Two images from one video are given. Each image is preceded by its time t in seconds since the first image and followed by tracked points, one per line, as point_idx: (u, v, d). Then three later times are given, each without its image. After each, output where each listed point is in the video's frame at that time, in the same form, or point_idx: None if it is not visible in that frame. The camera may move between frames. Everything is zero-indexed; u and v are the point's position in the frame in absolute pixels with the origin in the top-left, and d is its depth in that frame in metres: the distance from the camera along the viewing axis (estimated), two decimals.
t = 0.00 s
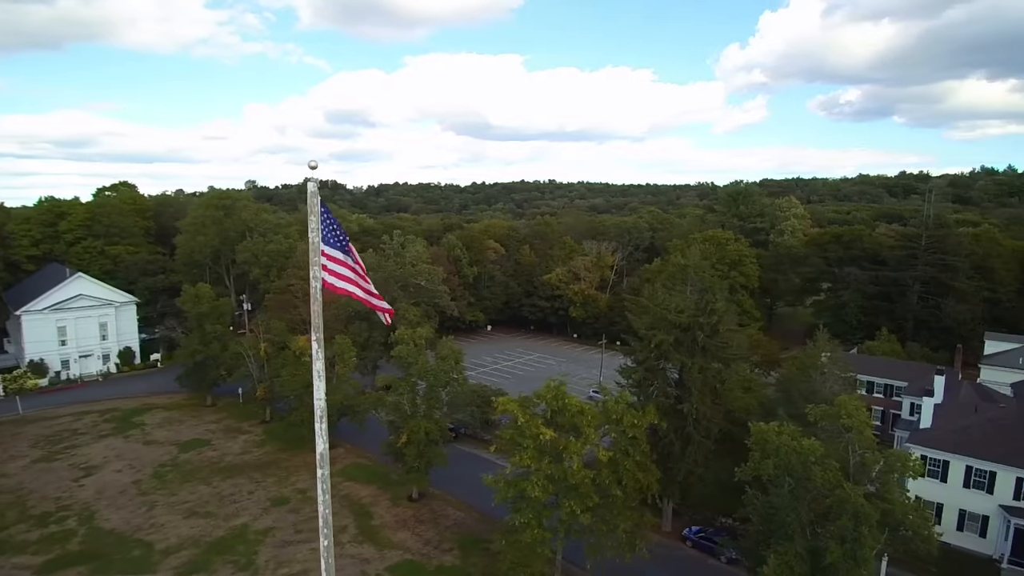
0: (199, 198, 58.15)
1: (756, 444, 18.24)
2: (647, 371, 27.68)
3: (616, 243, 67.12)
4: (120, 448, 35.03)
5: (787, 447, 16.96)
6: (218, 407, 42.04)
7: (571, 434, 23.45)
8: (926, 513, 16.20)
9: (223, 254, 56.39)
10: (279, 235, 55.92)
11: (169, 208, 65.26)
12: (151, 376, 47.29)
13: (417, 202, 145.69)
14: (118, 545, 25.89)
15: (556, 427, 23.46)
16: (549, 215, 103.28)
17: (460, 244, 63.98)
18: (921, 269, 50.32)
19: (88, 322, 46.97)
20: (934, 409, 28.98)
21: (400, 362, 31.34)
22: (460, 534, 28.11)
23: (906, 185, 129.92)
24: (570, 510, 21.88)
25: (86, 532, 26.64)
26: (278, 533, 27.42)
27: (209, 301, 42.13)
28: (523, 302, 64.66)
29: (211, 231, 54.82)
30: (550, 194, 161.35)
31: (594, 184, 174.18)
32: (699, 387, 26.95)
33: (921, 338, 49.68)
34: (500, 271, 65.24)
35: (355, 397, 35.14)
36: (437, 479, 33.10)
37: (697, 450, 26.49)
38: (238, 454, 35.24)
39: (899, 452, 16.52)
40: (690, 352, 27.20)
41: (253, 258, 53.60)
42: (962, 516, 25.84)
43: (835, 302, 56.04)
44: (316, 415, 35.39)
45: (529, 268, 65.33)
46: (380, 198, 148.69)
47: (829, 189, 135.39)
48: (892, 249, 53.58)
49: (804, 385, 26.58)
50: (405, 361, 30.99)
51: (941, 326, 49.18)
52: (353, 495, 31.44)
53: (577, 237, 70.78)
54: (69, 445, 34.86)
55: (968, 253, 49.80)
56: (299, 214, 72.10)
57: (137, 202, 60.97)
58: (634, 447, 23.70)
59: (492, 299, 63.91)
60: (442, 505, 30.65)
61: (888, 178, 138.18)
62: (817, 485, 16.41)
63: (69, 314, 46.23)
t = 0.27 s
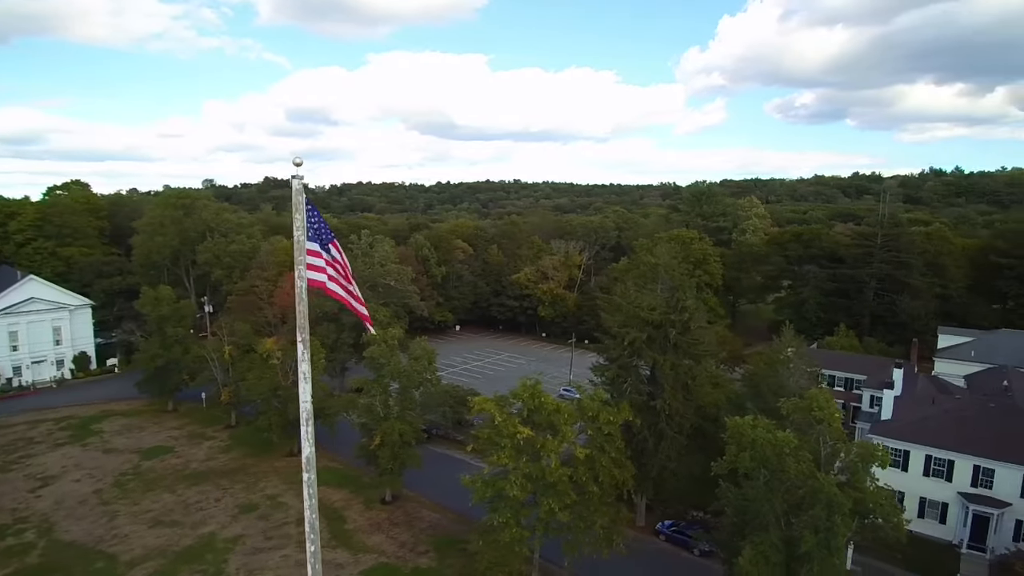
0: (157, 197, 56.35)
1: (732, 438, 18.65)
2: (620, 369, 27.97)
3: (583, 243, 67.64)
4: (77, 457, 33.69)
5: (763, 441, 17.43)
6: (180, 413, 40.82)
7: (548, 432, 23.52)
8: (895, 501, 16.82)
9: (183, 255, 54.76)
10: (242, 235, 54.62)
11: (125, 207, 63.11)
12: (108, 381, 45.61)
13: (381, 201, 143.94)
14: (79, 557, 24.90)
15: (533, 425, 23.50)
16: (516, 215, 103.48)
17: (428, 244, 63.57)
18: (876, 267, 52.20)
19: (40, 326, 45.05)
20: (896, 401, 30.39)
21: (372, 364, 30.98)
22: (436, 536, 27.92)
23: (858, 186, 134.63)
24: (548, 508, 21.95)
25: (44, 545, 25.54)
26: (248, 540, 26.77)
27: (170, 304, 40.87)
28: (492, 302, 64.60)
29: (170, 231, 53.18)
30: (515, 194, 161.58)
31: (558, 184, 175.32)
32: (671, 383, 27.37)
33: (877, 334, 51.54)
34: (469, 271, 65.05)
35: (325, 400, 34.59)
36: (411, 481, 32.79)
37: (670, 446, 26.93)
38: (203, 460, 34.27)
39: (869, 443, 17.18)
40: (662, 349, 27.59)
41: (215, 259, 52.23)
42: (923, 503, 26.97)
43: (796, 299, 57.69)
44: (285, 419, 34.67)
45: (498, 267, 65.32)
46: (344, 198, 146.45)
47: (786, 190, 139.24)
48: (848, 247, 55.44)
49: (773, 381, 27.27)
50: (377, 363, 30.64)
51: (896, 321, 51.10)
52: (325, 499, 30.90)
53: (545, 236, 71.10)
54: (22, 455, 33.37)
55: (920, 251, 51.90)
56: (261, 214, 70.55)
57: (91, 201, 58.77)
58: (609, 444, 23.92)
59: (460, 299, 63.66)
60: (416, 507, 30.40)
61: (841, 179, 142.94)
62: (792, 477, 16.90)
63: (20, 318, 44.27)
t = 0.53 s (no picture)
0: (112, 196, 54.35)
1: (709, 433, 18.96)
2: (594, 367, 28.18)
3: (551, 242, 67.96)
4: (31, 467, 32.24)
5: (741, 436, 17.73)
6: (141, 420, 39.46)
7: (526, 431, 23.53)
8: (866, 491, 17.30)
9: (140, 256, 52.97)
10: (202, 235, 53.14)
11: (77, 206, 60.71)
12: (62, 388, 43.78)
13: (343, 201, 141.72)
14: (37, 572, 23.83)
15: (510, 424, 23.49)
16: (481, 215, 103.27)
17: (395, 243, 62.92)
18: (834, 264, 53.89)
19: None
20: (858, 394, 31.54)
21: (343, 365, 30.50)
22: (411, 538, 27.66)
23: (814, 187, 138.75)
24: (526, 506, 21.98)
25: None
26: (217, 548, 26.05)
27: (128, 307, 39.46)
28: (460, 302, 64.34)
29: (126, 231, 51.37)
30: (480, 193, 161.26)
31: (522, 183, 175.88)
32: (644, 380, 27.71)
33: (836, 329, 53.21)
34: (436, 271, 64.65)
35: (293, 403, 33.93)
36: (385, 484, 32.43)
37: (644, 442, 27.30)
38: (166, 468, 33.20)
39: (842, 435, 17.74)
40: (635, 346, 27.90)
41: (175, 260, 50.71)
42: (885, 492, 28.13)
43: (758, 296, 59.13)
44: (252, 424, 33.84)
45: (466, 267, 65.11)
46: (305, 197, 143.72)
47: (745, 190, 142.54)
48: (808, 246, 57.10)
49: (743, 376, 27.85)
50: (348, 366, 30.21)
51: (854, 317, 52.84)
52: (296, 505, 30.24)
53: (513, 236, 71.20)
54: None
55: (875, 249, 53.78)
56: (222, 214, 68.76)
57: (40, 200, 56.34)
58: (586, 441, 24.06)
59: (429, 299, 63.21)
60: (389, 509, 30.05)
61: (797, 180, 147.12)
62: (768, 470, 17.30)
63: None
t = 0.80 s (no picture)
0: (64, 195, 52.17)
1: (687, 429, 19.23)
2: (568, 365, 28.34)
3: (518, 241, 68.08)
4: None
5: (718, 431, 18.12)
6: (99, 427, 37.97)
7: (503, 430, 23.49)
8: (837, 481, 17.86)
9: (95, 257, 50.96)
10: (161, 236, 51.46)
11: (24, 206, 58.01)
12: (12, 396, 41.78)
13: (305, 200, 139.01)
14: None
15: (488, 424, 23.42)
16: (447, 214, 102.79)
17: (362, 243, 62.09)
18: (795, 262, 55.41)
19: None
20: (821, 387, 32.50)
21: (314, 368, 29.95)
22: (386, 541, 27.35)
23: (772, 187, 142.39)
24: (505, 505, 21.96)
25: None
26: (185, 558, 25.28)
27: (85, 310, 37.93)
28: (428, 302, 63.90)
29: (80, 232, 49.37)
30: (444, 193, 160.41)
31: (487, 182, 175.70)
32: (617, 377, 27.98)
33: (797, 325, 54.76)
34: (404, 271, 64.06)
35: (260, 407, 33.21)
36: (358, 488, 32.01)
37: (618, 439, 27.61)
38: (128, 476, 32.04)
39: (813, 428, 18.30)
40: (608, 345, 28.14)
41: (132, 261, 49.02)
42: (850, 482, 29.15)
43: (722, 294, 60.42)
44: (218, 429, 32.96)
45: (433, 267, 64.70)
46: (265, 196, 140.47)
47: (706, 190, 145.41)
48: (769, 244, 58.59)
49: (713, 372, 28.36)
50: (318, 369, 29.75)
51: (813, 313, 54.46)
52: (265, 511, 29.56)
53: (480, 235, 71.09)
54: None
55: (833, 248, 55.54)
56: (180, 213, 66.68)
57: None
58: (562, 439, 24.17)
59: (396, 300, 62.58)
60: (363, 513, 29.65)
61: (756, 180, 150.77)
62: (745, 463, 17.68)
63: None
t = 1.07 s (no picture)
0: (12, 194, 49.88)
1: (665, 426, 19.42)
2: (542, 365, 28.40)
3: (486, 241, 67.99)
4: None
5: (695, 426, 18.33)
6: (55, 436, 36.44)
7: (481, 430, 23.40)
8: (810, 472, 18.29)
9: (47, 259, 48.88)
10: (118, 236, 49.70)
11: None
12: None
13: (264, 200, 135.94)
14: None
15: (466, 425, 23.31)
16: (413, 214, 101.87)
17: (328, 243, 61.07)
18: (758, 260, 56.73)
19: None
20: (787, 381, 33.41)
21: (284, 372, 29.33)
22: (361, 545, 26.97)
23: (732, 187, 145.53)
24: (484, 506, 21.87)
25: None
26: (153, 568, 24.47)
27: (38, 314, 36.31)
28: (396, 303, 63.25)
29: (31, 232, 47.29)
30: (409, 192, 159.00)
31: (452, 182, 175.00)
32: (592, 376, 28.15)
33: (760, 322, 56.09)
34: (371, 271, 63.26)
35: (226, 412, 32.43)
36: (331, 492, 31.50)
37: (592, 437, 27.84)
38: (88, 486, 30.85)
39: (785, 421, 18.71)
40: (583, 343, 28.31)
41: (88, 263, 47.29)
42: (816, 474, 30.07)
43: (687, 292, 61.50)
44: (183, 436, 32.04)
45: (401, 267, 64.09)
46: (224, 195, 136.77)
47: (669, 190, 147.79)
48: (732, 243, 59.89)
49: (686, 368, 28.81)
50: (289, 372, 29.20)
51: (776, 310, 55.87)
52: (235, 519, 28.85)
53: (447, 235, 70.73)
54: None
55: (793, 246, 57.10)
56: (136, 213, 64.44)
57: None
58: (539, 438, 24.22)
59: (363, 300, 61.75)
60: (336, 517, 29.19)
61: (717, 181, 153.89)
62: (722, 458, 18.00)
63: None
